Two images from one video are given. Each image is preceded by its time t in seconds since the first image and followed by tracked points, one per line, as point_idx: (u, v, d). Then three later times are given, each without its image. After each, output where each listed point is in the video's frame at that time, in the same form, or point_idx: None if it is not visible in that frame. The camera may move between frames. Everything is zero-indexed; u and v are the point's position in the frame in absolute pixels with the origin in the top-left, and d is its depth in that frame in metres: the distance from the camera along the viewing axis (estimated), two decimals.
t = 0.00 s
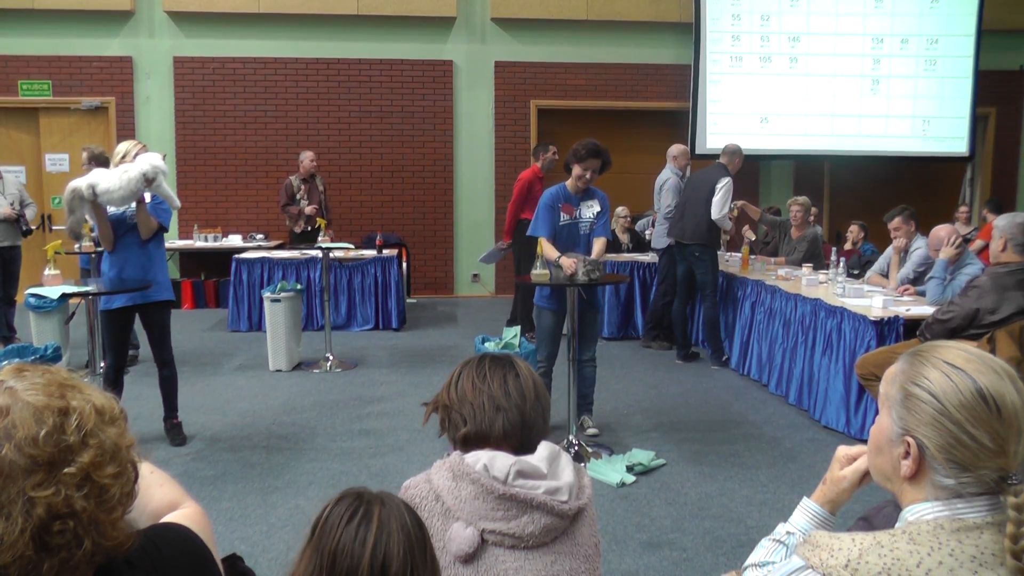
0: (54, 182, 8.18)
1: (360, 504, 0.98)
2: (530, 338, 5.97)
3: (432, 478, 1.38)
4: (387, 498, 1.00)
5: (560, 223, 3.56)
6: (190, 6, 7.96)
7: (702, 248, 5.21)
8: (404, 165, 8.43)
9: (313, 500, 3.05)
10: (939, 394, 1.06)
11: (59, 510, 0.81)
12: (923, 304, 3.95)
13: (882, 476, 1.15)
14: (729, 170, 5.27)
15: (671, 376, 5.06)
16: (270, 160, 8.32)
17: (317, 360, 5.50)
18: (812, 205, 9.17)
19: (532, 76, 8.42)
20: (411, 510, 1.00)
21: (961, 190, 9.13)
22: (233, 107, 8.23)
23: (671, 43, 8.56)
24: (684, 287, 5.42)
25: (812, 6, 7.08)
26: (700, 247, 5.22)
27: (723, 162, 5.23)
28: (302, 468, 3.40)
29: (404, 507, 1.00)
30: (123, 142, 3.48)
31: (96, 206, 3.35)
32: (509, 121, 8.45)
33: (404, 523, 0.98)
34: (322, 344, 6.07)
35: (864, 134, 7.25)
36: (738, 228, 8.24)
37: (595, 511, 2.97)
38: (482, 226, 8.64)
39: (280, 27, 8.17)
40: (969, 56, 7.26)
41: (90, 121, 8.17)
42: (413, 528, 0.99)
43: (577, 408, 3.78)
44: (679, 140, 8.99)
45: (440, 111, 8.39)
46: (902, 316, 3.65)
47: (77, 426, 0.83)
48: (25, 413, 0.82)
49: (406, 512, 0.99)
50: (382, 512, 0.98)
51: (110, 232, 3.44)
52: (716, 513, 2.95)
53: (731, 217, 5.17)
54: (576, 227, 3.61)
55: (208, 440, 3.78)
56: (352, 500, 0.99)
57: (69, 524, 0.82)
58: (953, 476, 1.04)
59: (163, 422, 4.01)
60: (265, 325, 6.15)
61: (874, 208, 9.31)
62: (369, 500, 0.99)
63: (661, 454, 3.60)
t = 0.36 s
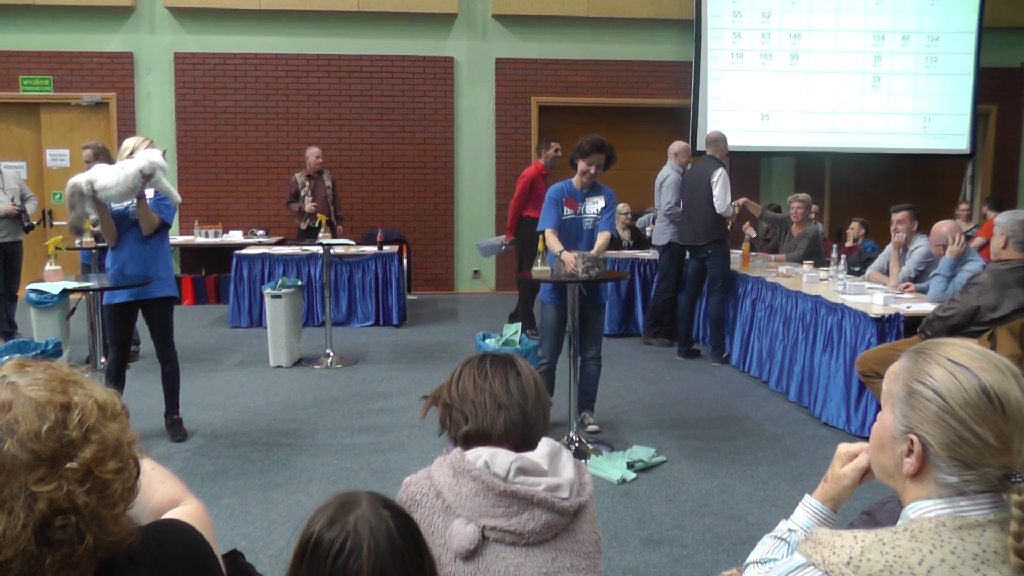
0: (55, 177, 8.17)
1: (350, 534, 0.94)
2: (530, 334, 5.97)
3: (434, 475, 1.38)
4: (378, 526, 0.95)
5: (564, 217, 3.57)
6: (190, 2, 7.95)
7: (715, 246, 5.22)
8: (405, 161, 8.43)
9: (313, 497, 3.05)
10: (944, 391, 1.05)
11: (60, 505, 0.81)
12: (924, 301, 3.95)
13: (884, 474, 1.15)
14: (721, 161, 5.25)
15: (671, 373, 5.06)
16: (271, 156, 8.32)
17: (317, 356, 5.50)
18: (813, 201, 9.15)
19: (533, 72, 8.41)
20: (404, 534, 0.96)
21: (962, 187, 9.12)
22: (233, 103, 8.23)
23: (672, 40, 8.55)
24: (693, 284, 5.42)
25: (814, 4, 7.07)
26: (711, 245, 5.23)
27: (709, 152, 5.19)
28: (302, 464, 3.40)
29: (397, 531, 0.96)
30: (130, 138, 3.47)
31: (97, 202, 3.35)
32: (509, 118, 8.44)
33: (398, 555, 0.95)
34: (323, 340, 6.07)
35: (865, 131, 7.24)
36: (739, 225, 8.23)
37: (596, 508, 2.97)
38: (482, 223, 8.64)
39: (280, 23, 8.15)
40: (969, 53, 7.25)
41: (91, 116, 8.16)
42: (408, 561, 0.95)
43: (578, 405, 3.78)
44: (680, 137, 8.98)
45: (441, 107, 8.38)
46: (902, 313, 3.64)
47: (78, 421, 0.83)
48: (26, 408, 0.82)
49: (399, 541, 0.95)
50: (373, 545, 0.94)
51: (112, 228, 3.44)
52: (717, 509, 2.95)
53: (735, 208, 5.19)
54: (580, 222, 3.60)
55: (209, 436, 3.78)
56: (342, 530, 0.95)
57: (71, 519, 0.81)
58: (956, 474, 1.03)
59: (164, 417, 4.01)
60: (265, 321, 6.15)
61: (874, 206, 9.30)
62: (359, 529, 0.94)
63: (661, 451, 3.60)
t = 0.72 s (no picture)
0: (55, 173, 8.17)
1: (331, 527, 0.95)
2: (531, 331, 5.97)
3: (435, 471, 1.38)
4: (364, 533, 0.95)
5: (558, 215, 3.56)
6: None
7: (718, 244, 5.21)
8: (405, 158, 8.42)
9: (314, 493, 3.05)
10: (947, 389, 1.05)
11: (62, 500, 0.81)
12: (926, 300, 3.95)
13: (885, 471, 1.15)
14: (722, 159, 5.26)
15: (672, 370, 5.06)
16: (271, 152, 8.31)
17: (317, 352, 5.49)
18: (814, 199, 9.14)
19: (534, 69, 8.40)
20: (389, 533, 0.96)
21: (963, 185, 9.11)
22: (234, 99, 8.22)
23: (673, 37, 8.54)
24: (701, 282, 5.40)
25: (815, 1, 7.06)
26: (715, 243, 5.22)
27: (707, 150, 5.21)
28: (302, 460, 3.40)
29: (381, 529, 0.96)
30: (125, 134, 3.46)
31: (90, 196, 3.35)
32: (510, 115, 8.43)
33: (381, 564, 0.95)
34: (323, 336, 6.07)
35: (866, 129, 7.23)
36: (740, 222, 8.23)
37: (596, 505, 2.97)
38: (483, 220, 8.63)
39: (282, 19, 8.14)
40: (972, 51, 7.23)
41: (92, 112, 8.15)
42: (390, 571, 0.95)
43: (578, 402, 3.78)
44: (681, 134, 8.97)
45: (442, 104, 8.37)
46: (903, 311, 3.63)
47: (80, 416, 0.83)
48: (27, 403, 0.82)
49: (382, 542, 0.95)
50: (353, 542, 0.95)
51: (103, 222, 3.44)
52: (717, 507, 2.95)
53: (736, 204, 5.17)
54: (574, 220, 3.60)
55: (209, 432, 3.78)
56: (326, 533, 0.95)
57: (72, 514, 0.81)
58: (959, 472, 1.03)
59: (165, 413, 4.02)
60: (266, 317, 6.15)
61: (875, 203, 9.30)
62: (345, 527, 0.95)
63: (661, 448, 3.60)
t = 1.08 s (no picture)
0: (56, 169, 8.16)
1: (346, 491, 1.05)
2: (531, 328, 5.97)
3: (435, 468, 1.37)
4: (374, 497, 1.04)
5: (552, 216, 3.55)
6: None
7: (717, 240, 5.20)
8: (406, 154, 8.42)
9: (314, 489, 3.05)
10: (950, 388, 1.05)
11: (62, 498, 0.80)
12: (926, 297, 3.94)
13: (886, 469, 1.14)
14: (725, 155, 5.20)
15: (672, 368, 5.06)
16: (272, 149, 8.30)
17: (317, 349, 5.49)
18: (815, 196, 9.13)
19: (535, 66, 8.39)
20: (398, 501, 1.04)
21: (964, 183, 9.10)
22: (235, 96, 8.21)
23: (675, 35, 8.52)
24: (701, 279, 5.41)
25: None
26: (714, 240, 5.21)
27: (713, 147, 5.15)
28: (303, 457, 3.40)
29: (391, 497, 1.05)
30: (112, 131, 3.44)
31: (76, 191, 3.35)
32: (511, 112, 8.42)
33: (389, 528, 1.03)
34: (323, 332, 6.06)
35: (867, 126, 7.22)
36: (740, 219, 8.21)
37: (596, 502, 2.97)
38: (483, 216, 8.62)
39: (282, 15, 8.13)
40: (973, 49, 7.22)
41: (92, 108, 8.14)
42: (397, 532, 1.03)
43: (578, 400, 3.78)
44: (682, 132, 8.95)
45: (442, 101, 8.36)
46: (904, 309, 3.63)
47: (80, 413, 0.82)
48: (27, 400, 0.81)
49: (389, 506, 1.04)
50: (364, 501, 1.03)
51: (90, 218, 3.44)
52: (717, 504, 2.95)
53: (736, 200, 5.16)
54: (568, 219, 3.60)
55: (209, 428, 3.78)
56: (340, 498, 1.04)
57: (72, 512, 0.81)
58: (961, 470, 1.03)
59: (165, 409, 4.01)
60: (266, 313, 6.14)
61: (876, 201, 9.28)
62: (360, 490, 1.04)
63: (662, 445, 3.60)
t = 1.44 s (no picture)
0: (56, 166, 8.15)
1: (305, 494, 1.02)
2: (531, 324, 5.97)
3: (434, 465, 1.38)
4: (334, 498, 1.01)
5: (553, 213, 3.55)
6: None
7: (719, 237, 5.19)
8: (406, 151, 8.41)
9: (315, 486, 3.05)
10: (949, 383, 1.05)
11: (61, 495, 0.80)
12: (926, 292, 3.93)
13: (886, 464, 1.15)
14: (724, 153, 5.22)
15: (672, 364, 5.06)
16: (272, 146, 8.29)
17: (318, 346, 5.49)
18: (816, 192, 9.11)
19: (536, 62, 8.37)
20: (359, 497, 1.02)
21: (964, 178, 9.09)
22: (235, 92, 8.20)
23: (675, 30, 8.51)
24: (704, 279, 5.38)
25: None
26: (716, 236, 5.20)
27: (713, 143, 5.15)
28: (303, 453, 3.40)
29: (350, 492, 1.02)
30: (107, 128, 3.42)
31: (75, 189, 3.33)
32: (512, 108, 8.41)
33: (352, 526, 1.00)
34: (323, 329, 6.06)
35: (868, 122, 7.21)
36: (741, 216, 8.20)
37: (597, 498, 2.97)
38: (483, 212, 8.61)
39: (283, 12, 8.13)
40: (974, 44, 7.20)
41: (92, 105, 8.13)
42: (361, 530, 1.00)
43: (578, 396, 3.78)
44: (683, 127, 8.94)
45: (442, 97, 8.35)
46: (904, 305, 3.63)
47: (79, 410, 0.83)
48: (26, 397, 0.81)
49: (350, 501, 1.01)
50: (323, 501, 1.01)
51: (87, 216, 3.44)
52: (718, 500, 2.95)
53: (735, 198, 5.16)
54: (568, 217, 3.60)
55: (210, 425, 3.78)
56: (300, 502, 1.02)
57: (71, 509, 0.81)
58: (960, 466, 1.03)
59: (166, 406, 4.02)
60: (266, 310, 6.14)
61: (877, 196, 9.27)
62: (318, 493, 1.02)
63: (662, 441, 3.60)
